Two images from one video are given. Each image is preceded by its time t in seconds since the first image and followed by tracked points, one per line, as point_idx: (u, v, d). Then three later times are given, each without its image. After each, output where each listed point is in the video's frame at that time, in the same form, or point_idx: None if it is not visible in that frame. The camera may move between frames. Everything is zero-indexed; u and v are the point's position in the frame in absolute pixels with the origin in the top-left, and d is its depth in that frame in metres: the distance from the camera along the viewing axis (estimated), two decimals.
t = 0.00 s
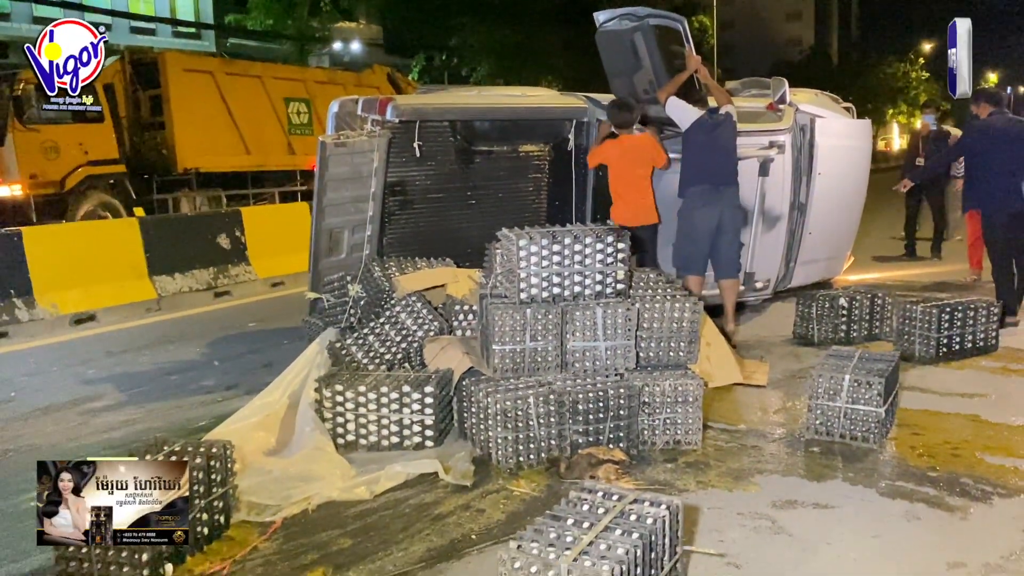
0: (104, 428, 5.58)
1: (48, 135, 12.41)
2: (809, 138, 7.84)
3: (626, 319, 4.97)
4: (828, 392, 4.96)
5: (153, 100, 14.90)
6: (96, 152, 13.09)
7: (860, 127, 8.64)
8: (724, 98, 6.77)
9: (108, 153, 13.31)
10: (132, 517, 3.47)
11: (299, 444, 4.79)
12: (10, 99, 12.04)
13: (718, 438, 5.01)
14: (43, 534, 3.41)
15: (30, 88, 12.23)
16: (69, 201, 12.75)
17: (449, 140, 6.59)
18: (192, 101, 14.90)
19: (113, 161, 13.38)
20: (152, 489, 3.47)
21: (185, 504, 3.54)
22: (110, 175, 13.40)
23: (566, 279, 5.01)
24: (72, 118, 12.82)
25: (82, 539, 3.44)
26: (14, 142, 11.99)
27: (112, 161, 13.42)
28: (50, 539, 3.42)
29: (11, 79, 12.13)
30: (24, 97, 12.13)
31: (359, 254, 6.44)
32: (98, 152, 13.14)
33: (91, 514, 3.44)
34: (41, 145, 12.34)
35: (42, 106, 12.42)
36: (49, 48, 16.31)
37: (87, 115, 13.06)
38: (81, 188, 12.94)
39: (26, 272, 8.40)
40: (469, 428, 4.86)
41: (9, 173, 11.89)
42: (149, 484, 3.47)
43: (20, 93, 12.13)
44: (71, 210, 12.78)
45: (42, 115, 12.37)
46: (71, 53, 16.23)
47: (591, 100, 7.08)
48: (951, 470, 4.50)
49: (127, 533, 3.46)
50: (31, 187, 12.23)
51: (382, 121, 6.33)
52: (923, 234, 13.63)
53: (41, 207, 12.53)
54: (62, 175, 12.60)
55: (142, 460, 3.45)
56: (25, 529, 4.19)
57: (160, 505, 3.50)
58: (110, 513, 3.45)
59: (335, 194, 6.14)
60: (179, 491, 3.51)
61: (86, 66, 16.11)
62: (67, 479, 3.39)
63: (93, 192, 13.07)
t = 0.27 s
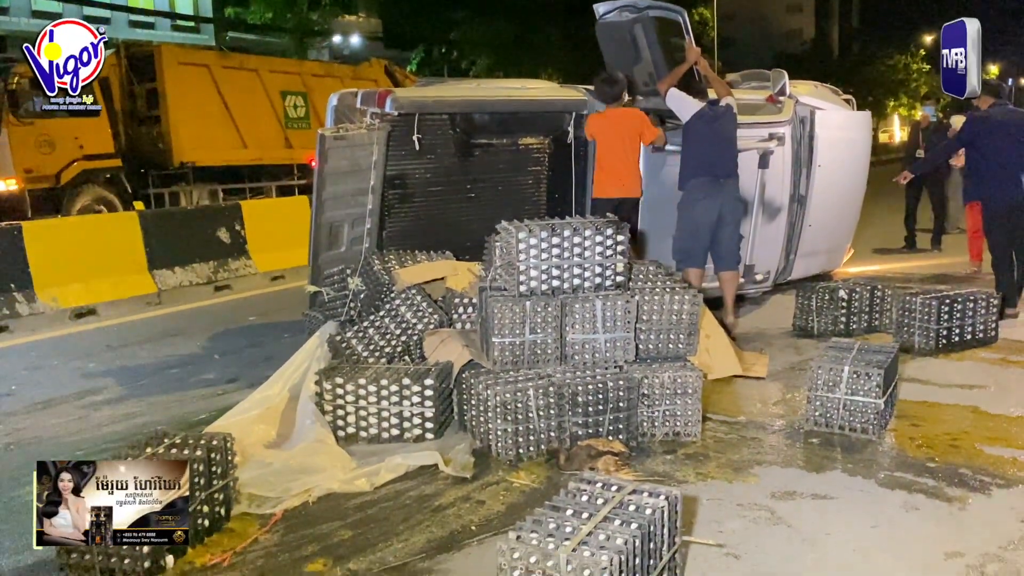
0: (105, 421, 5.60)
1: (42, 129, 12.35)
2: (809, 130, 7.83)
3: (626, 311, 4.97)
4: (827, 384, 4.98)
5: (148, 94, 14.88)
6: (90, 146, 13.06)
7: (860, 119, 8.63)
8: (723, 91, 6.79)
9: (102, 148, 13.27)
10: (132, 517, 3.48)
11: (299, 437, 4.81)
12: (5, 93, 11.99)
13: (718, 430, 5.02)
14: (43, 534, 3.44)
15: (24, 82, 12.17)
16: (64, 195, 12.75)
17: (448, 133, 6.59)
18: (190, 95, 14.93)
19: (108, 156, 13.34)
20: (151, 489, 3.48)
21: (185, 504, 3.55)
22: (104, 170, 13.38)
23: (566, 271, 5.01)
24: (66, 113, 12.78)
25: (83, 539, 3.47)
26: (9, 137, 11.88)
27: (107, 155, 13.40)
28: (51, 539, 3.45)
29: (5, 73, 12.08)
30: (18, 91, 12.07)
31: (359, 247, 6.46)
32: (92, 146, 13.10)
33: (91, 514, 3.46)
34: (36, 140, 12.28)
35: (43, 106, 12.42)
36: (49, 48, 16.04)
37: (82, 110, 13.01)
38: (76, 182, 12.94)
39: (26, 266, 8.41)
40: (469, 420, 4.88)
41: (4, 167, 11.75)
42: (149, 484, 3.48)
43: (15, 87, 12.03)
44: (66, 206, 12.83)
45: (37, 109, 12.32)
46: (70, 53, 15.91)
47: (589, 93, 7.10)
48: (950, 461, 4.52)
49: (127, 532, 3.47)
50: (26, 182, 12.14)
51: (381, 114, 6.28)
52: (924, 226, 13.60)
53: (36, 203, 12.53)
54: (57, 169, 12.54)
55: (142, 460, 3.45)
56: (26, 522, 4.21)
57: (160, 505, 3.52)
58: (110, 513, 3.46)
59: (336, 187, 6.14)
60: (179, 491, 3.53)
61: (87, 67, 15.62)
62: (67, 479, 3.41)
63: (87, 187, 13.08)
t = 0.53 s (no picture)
0: (105, 417, 5.60)
1: (38, 125, 12.33)
2: (809, 125, 7.83)
3: (626, 306, 4.98)
4: (827, 378, 4.98)
5: (145, 89, 14.82)
6: (87, 142, 13.02)
7: (861, 114, 8.61)
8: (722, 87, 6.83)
9: (99, 143, 13.23)
10: (132, 517, 3.49)
11: (300, 433, 4.81)
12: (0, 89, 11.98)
13: (718, 425, 5.03)
14: (44, 534, 3.45)
15: (21, 78, 12.15)
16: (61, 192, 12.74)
17: (448, 129, 6.58)
18: (187, 91, 14.92)
19: (105, 152, 13.31)
20: (151, 489, 3.49)
21: (185, 504, 3.56)
22: (102, 166, 13.35)
23: (566, 267, 5.01)
24: (63, 108, 12.74)
25: (82, 539, 3.46)
26: (4, 134, 11.94)
27: (105, 151, 13.37)
28: (51, 539, 3.46)
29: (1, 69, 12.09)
30: (14, 87, 12.06)
31: (359, 242, 6.45)
32: (89, 142, 13.06)
33: (91, 514, 3.46)
34: (33, 136, 12.27)
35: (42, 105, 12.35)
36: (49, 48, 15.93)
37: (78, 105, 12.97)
38: (73, 178, 12.93)
39: (26, 262, 8.41)
40: (469, 415, 4.88)
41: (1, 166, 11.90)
42: (149, 484, 3.49)
43: (11, 83, 12.03)
44: (64, 201, 12.79)
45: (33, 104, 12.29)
46: (70, 53, 15.81)
47: (590, 88, 7.08)
48: (950, 455, 4.52)
49: (127, 532, 3.48)
50: (22, 178, 12.16)
51: (381, 109, 6.32)
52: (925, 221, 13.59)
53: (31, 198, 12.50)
54: (53, 165, 12.53)
55: (142, 460, 3.47)
56: (27, 518, 4.21)
57: (160, 504, 3.53)
58: (110, 513, 3.46)
59: (335, 182, 6.13)
60: (179, 491, 3.54)
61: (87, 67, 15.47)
62: (67, 479, 3.42)
63: (85, 183, 13.07)
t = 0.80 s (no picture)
0: (107, 416, 5.61)
1: (37, 124, 12.34)
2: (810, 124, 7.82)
3: (627, 305, 4.98)
4: (828, 377, 4.98)
5: (144, 88, 14.90)
6: (86, 140, 13.02)
7: (863, 112, 8.60)
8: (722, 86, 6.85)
9: (98, 142, 13.23)
10: (132, 517, 3.51)
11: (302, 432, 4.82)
12: None
13: (719, 424, 5.03)
14: (43, 534, 3.48)
15: (19, 76, 12.19)
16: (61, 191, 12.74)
17: (449, 128, 6.59)
18: (186, 90, 14.93)
19: (104, 150, 13.31)
20: (152, 489, 3.53)
21: (185, 504, 3.60)
22: (101, 165, 13.36)
23: (567, 266, 5.01)
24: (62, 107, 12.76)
25: (82, 539, 3.49)
26: (3, 132, 11.94)
27: (104, 150, 13.38)
28: (51, 540, 3.49)
29: None
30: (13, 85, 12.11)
31: (360, 241, 6.45)
32: (88, 141, 13.07)
33: (91, 514, 3.49)
34: (32, 135, 12.28)
35: (41, 104, 12.41)
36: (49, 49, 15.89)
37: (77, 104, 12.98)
38: (73, 177, 12.92)
39: (27, 261, 8.42)
40: (471, 415, 4.89)
41: None
42: (149, 484, 3.53)
43: (8, 82, 12.09)
44: (62, 199, 12.78)
45: (31, 103, 12.32)
46: (70, 53, 15.83)
47: (592, 87, 7.03)
48: (951, 455, 4.52)
49: (127, 533, 3.49)
50: (21, 177, 12.17)
51: (383, 108, 6.28)
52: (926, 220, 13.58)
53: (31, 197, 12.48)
54: (52, 164, 12.54)
55: (142, 460, 3.51)
56: (29, 517, 4.22)
57: (160, 504, 3.56)
58: (110, 513, 3.49)
59: (336, 181, 6.12)
60: (179, 490, 3.58)
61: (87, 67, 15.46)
62: (66, 479, 3.45)
63: (83, 182, 13.08)
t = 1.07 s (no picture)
0: (108, 417, 5.62)
1: (36, 125, 12.36)
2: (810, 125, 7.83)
3: (627, 307, 4.99)
4: (828, 379, 4.99)
5: (143, 89, 14.94)
6: (85, 141, 13.03)
7: (863, 113, 8.60)
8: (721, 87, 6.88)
9: (97, 142, 13.23)
10: (132, 517, 3.53)
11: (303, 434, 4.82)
12: None
13: (720, 426, 5.04)
14: (44, 535, 3.50)
15: (18, 77, 12.23)
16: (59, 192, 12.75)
17: (450, 129, 6.61)
18: (185, 90, 14.97)
19: (102, 151, 13.31)
20: (151, 489, 3.53)
21: (186, 503, 3.60)
22: (99, 166, 13.37)
23: (568, 267, 5.02)
24: (61, 108, 12.76)
25: (82, 539, 3.50)
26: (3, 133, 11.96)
27: (103, 151, 13.39)
28: (51, 540, 3.51)
29: None
30: (12, 86, 12.13)
31: (361, 243, 6.42)
32: (87, 142, 13.07)
33: (91, 514, 3.50)
34: (31, 135, 12.29)
35: (42, 105, 12.46)
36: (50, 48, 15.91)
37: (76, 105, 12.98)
38: (71, 178, 12.93)
39: (28, 262, 8.43)
40: (471, 416, 4.90)
41: None
42: (149, 484, 3.53)
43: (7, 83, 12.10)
44: (61, 199, 12.81)
45: (30, 104, 12.33)
46: (70, 53, 15.84)
47: (593, 90, 6.99)
48: (951, 456, 4.53)
49: (127, 533, 3.50)
50: (20, 178, 12.18)
51: (383, 110, 6.33)
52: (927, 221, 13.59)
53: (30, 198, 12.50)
54: (51, 165, 12.54)
55: (142, 460, 3.51)
56: (30, 518, 4.23)
57: (160, 504, 3.56)
58: (110, 513, 3.50)
59: (338, 183, 6.13)
60: (179, 490, 3.58)
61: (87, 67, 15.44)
62: (66, 479, 3.46)
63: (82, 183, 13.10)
